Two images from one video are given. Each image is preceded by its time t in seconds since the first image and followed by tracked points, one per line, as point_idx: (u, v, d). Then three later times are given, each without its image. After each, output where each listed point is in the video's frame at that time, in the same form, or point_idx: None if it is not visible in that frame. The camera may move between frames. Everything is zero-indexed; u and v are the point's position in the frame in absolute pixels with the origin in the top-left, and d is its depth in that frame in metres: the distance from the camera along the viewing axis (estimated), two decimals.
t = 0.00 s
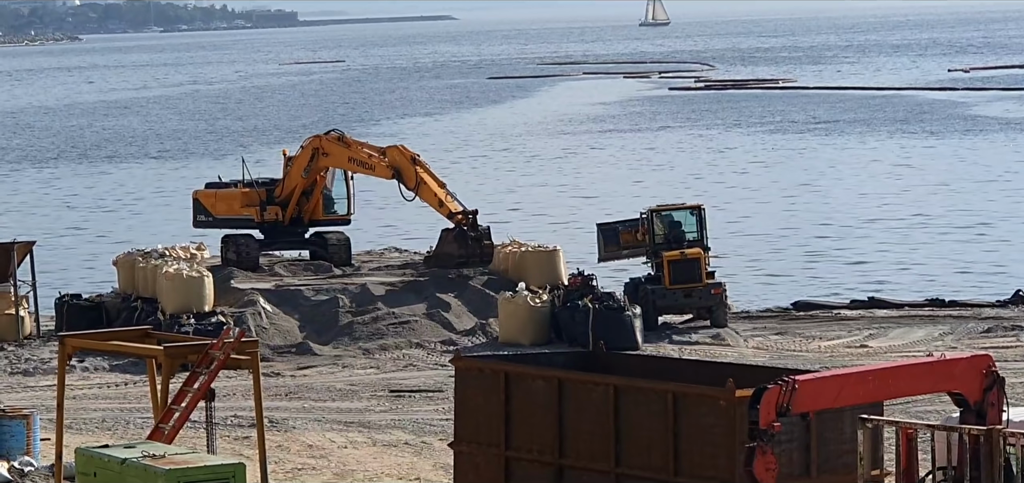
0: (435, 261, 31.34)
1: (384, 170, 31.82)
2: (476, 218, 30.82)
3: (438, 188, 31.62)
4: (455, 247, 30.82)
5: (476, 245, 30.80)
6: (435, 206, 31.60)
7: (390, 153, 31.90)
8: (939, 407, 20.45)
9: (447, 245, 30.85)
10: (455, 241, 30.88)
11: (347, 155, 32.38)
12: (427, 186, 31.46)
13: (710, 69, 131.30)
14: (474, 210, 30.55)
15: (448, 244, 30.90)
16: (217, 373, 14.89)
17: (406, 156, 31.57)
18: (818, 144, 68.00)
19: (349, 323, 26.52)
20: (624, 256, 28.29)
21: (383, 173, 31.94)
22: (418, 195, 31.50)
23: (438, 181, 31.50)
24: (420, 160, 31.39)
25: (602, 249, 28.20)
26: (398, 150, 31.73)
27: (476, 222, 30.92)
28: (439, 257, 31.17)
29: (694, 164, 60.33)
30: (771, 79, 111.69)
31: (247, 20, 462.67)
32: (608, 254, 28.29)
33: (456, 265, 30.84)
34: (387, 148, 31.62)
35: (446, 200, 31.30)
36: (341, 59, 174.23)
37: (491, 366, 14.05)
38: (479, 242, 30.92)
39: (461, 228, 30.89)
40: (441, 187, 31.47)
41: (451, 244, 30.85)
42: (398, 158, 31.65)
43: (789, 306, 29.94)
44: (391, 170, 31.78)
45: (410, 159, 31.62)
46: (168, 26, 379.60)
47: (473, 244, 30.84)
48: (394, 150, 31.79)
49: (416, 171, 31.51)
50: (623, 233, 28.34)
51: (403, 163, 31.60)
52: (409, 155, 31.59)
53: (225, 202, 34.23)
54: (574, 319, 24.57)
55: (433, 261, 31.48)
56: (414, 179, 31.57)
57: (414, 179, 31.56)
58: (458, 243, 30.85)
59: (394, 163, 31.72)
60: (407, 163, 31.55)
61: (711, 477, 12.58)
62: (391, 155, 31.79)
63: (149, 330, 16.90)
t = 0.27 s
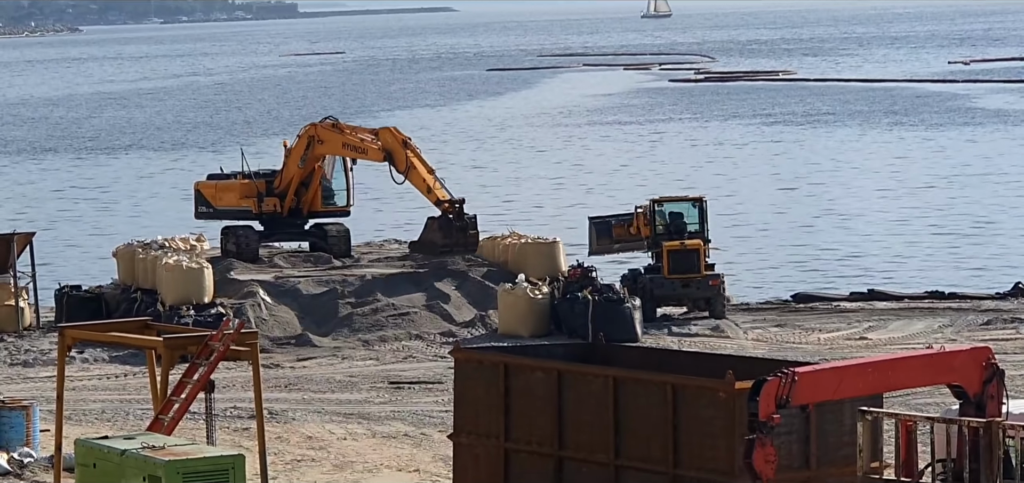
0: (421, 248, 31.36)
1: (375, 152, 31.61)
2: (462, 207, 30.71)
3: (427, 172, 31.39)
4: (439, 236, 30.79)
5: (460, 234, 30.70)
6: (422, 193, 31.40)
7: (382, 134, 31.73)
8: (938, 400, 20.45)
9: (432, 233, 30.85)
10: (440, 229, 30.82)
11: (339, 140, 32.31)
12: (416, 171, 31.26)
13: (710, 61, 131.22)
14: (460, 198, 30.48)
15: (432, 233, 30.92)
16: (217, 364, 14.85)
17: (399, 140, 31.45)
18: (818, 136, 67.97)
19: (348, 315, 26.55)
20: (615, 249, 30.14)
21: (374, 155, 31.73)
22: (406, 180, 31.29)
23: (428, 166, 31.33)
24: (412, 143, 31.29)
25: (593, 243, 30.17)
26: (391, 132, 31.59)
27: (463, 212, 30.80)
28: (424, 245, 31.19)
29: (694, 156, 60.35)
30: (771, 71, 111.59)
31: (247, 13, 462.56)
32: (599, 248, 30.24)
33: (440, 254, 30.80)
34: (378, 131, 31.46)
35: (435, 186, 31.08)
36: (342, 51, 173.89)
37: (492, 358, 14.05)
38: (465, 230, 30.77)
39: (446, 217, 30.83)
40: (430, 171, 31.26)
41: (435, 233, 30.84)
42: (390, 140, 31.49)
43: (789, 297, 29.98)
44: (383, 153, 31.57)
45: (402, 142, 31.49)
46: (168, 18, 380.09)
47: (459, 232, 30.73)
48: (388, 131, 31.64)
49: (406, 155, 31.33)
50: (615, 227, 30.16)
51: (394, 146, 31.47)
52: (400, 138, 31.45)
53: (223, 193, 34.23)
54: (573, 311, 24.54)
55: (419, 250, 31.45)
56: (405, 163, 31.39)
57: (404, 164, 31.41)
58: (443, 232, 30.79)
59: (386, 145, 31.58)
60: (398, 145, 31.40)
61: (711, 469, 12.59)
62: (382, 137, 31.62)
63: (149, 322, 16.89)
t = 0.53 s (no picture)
0: (403, 238, 31.37)
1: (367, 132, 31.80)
2: (447, 202, 30.80)
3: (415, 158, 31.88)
4: (421, 230, 30.75)
5: (443, 230, 30.64)
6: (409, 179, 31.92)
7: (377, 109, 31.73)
8: (938, 385, 20.46)
9: (414, 226, 30.81)
10: (423, 222, 30.75)
11: (335, 121, 32.37)
12: (406, 156, 31.70)
13: (710, 46, 131.11)
14: (447, 193, 30.59)
15: (415, 226, 30.87)
16: (217, 348, 14.82)
17: (392, 121, 31.62)
18: (818, 122, 67.92)
19: (348, 299, 26.56)
20: (613, 236, 30.25)
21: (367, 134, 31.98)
22: (396, 164, 31.71)
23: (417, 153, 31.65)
24: (406, 129, 31.58)
25: (590, 229, 30.31)
26: (385, 111, 31.63)
27: (447, 206, 30.84)
28: (405, 235, 31.19)
29: (694, 141, 60.30)
30: (771, 56, 111.44)
31: None
32: (598, 235, 30.36)
33: (421, 247, 30.76)
34: (372, 108, 31.49)
35: (423, 176, 31.61)
36: (341, 35, 173.60)
37: (492, 343, 14.04)
38: (447, 226, 30.72)
39: (430, 210, 30.84)
40: (418, 159, 31.74)
41: (418, 226, 30.80)
42: (384, 121, 31.61)
43: (789, 283, 30.00)
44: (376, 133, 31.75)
45: (395, 125, 31.70)
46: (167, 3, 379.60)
47: (442, 228, 30.67)
48: (383, 108, 31.66)
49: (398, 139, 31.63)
50: (614, 213, 30.26)
51: (387, 128, 31.69)
52: (394, 121, 31.60)
53: (225, 177, 34.35)
54: (574, 296, 24.58)
55: (400, 239, 31.50)
56: (396, 145, 31.72)
57: (395, 146, 31.74)
58: (425, 226, 30.76)
59: (379, 125, 31.72)
60: (391, 128, 31.63)
61: (711, 454, 12.59)
62: (377, 114, 31.66)
63: (150, 306, 16.87)
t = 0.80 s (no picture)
0: (396, 233, 31.33)
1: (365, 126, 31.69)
2: (441, 200, 30.77)
3: (411, 153, 31.76)
4: (414, 228, 30.77)
5: (436, 228, 30.74)
6: (404, 174, 31.76)
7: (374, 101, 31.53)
8: (939, 382, 20.45)
9: (408, 224, 30.85)
10: (417, 220, 30.81)
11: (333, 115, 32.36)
12: (402, 152, 31.62)
13: (711, 43, 131.05)
14: (441, 191, 30.49)
15: (409, 223, 30.87)
16: (218, 346, 14.81)
17: (390, 115, 31.41)
18: (818, 119, 67.90)
19: (349, 296, 26.55)
20: (612, 232, 30.25)
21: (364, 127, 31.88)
22: (392, 159, 31.63)
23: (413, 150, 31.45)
24: (402, 125, 31.43)
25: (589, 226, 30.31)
26: (381, 104, 31.47)
27: (441, 204, 30.85)
28: (399, 232, 31.17)
29: (695, 138, 60.27)
30: (772, 53, 111.31)
31: None
32: (597, 230, 30.35)
33: (414, 245, 30.82)
34: (369, 100, 31.30)
35: (418, 174, 31.49)
36: (342, 32, 173.38)
37: (494, 340, 14.03)
38: (440, 224, 30.83)
39: (424, 208, 30.82)
40: (414, 155, 31.63)
41: (412, 224, 30.83)
42: (381, 115, 31.44)
43: (790, 280, 30.00)
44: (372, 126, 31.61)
45: (392, 119, 31.51)
46: None
47: (435, 227, 30.77)
48: (380, 101, 31.46)
49: (393, 135, 31.50)
50: (613, 210, 30.26)
51: (385, 122, 31.48)
52: (391, 115, 31.43)
53: (226, 174, 34.20)
54: (575, 294, 24.59)
55: (394, 235, 31.48)
56: (393, 140, 31.59)
57: (392, 141, 31.59)
58: (419, 224, 30.78)
59: (377, 118, 31.51)
60: (387, 123, 31.47)
61: (712, 452, 12.61)
62: (374, 107, 31.48)
63: (151, 303, 16.86)
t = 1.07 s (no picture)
0: (399, 234, 31.42)
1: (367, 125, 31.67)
2: (443, 200, 30.78)
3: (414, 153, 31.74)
4: (417, 228, 30.86)
5: (439, 228, 30.78)
6: (407, 174, 31.71)
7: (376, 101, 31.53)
8: (939, 383, 20.46)
9: (411, 224, 30.94)
10: (420, 221, 30.87)
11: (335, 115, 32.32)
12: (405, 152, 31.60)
13: (712, 43, 131.11)
14: (444, 192, 30.48)
15: (412, 223, 30.96)
16: (218, 345, 14.81)
17: (392, 115, 31.38)
18: (819, 119, 67.92)
19: (350, 296, 26.55)
20: (608, 234, 30.28)
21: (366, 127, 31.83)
22: (395, 159, 31.61)
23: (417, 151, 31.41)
24: (405, 125, 31.43)
25: (586, 227, 30.36)
26: (383, 104, 31.44)
27: (444, 205, 30.87)
28: (401, 232, 31.24)
29: (695, 139, 60.27)
30: (773, 54, 111.34)
31: None
32: (593, 232, 30.39)
33: (416, 245, 30.89)
34: (371, 100, 31.28)
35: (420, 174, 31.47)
36: (343, 32, 173.43)
37: (494, 340, 14.03)
38: (443, 224, 30.86)
39: (427, 208, 30.89)
40: (417, 156, 31.60)
41: (414, 224, 30.92)
42: (383, 115, 31.43)
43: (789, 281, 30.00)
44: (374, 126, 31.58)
45: (394, 119, 31.49)
46: None
47: (438, 227, 30.81)
48: (382, 101, 31.45)
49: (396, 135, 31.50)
50: (608, 212, 30.31)
51: (387, 122, 31.45)
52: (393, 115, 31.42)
53: (226, 174, 34.21)
54: (575, 294, 24.61)
55: (396, 235, 31.54)
56: (396, 140, 31.59)
57: (394, 141, 31.60)
58: (422, 224, 30.85)
59: (379, 118, 31.48)
60: (389, 123, 31.46)
61: (712, 452, 12.62)
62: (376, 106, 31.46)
63: (151, 302, 16.85)
